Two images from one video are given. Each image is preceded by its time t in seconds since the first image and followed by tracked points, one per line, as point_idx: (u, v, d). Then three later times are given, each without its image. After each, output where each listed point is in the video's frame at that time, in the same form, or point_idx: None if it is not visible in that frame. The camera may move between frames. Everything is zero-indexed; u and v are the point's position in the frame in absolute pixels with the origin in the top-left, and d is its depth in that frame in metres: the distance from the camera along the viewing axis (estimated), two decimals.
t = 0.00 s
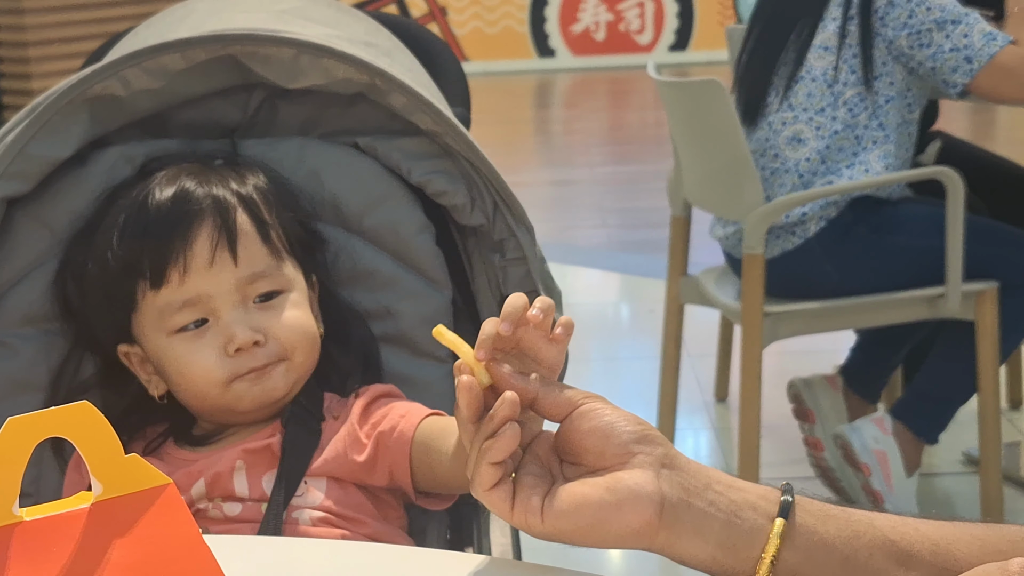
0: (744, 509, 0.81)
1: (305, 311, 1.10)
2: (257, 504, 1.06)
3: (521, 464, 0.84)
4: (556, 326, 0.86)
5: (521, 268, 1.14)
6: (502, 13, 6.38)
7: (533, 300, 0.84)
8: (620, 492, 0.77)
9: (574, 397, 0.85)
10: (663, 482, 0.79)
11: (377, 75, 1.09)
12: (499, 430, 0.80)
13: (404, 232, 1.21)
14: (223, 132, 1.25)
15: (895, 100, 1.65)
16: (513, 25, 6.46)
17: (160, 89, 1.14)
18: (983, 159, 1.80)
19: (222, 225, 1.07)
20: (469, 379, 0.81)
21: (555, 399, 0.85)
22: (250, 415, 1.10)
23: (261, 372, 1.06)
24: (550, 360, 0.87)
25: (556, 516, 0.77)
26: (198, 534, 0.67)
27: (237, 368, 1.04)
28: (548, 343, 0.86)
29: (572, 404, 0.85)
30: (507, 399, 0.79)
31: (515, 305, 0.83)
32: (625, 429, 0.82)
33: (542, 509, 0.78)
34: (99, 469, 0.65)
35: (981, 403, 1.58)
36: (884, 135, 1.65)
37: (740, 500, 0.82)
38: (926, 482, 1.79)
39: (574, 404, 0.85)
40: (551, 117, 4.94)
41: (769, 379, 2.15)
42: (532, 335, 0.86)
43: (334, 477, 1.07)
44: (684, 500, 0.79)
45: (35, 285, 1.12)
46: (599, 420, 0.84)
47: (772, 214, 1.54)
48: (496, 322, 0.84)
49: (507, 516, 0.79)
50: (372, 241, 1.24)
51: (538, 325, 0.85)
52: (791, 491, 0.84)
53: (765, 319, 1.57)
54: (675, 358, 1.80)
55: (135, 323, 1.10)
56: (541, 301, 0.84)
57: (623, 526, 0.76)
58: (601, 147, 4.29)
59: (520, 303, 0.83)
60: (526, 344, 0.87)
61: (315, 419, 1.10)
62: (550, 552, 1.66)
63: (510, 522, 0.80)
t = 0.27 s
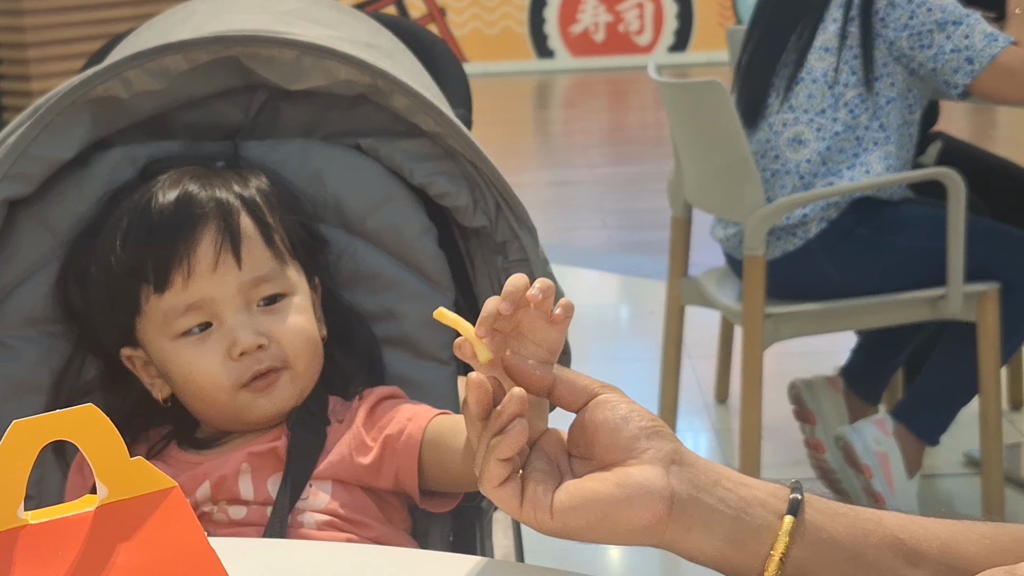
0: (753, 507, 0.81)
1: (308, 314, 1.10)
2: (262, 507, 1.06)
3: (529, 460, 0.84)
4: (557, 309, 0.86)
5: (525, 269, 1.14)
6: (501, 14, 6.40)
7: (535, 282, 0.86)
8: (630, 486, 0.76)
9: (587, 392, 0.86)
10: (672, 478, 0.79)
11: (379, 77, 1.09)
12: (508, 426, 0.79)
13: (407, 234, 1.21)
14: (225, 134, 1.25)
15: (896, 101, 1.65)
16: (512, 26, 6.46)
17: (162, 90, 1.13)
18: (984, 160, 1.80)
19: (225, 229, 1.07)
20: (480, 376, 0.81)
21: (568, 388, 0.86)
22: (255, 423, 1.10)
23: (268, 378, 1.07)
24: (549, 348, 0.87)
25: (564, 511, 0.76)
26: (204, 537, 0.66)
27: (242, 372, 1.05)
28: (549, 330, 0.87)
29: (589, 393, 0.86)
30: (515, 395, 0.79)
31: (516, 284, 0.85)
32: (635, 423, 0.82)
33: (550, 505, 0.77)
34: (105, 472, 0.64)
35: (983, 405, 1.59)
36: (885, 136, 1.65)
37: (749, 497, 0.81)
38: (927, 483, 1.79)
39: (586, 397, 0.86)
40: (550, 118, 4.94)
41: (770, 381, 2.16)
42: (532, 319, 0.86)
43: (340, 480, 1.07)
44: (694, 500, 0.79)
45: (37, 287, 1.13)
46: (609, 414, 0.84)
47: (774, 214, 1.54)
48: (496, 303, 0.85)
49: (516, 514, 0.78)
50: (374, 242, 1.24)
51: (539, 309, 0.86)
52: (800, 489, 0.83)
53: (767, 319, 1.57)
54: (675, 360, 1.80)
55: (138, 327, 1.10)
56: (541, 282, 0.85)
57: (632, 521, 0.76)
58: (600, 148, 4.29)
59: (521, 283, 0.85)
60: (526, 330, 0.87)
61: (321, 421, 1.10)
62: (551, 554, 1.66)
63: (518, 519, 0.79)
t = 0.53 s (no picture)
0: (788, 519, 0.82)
1: (311, 317, 1.09)
2: (265, 510, 1.06)
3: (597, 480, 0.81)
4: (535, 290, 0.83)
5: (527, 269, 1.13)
6: (501, 13, 6.41)
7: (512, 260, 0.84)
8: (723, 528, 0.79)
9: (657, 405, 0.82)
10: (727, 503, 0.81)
11: (381, 76, 1.08)
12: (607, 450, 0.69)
13: (409, 233, 1.20)
14: (226, 133, 1.24)
15: (898, 100, 1.65)
16: (512, 26, 6.46)
17: (162, 90, 1.13)
18: (986, 160, 1.80)
19: (227, 231, 1.07)
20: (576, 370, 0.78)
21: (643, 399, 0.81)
22: (257, 421, 1.10)
23: (268, 380, 1.06)
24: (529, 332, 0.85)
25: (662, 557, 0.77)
26: (205, 540, 0.66)
27: (243, 375, 1.04)
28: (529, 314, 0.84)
29: (668, 403, 0.82)
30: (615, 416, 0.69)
31: (493, 263, 0.83)
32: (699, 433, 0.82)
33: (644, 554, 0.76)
34: (106, 474, 0.64)
35: (986, 404, 1.59)
36: (887, 136, 1.65)
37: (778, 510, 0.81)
38: (929, 483, 1.79)
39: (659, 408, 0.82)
40: (550, 118, 4.93)
41: (771, 381, 2.15)
42: (511, 303, 0.84)
43: (343, 483, 1.07)
44: (759, 516, 0.81)
45: (37, 287, 1.12)
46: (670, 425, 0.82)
47: (776, 214, 1.53)
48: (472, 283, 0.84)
49: (603, 564, 0.76)
50: (375, 242, 1.23)
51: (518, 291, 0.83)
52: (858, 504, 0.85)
53: (769, 320, 1.57)
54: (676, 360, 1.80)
55: (140, 329, 1.10)
56: (520, 262, 0.83)
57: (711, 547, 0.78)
58: (600, 147, 4.28)
59: (498, 262, 0.83)
60: (506, 314, 0.84)
61: (320, 424, 1.10)
62: (553, 554, 1.65)
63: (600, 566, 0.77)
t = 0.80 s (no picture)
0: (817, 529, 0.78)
1: (310, 319, 1.09)
2: (266, 509, 1.06)
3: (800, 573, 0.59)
4: (484, 284, 0.85)
5: (528, 268, 1.13)
6: (501, 12, 6.42)
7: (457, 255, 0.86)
8: None
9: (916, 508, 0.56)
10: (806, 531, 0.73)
11: (382, 74, 1.08)
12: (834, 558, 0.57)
13: (409, 232, 1.20)
14: (226, 132, 1.24)
15: (898, 98, 1.64)
16: (512, 24, 6.46)
17: (162, 88, 1.13)
18: (986, 159, 1.80)
19: (227, 232, 1.06)
20: (840, 470, 0.55)
21: (903, 492, 0.56)
22: (251, 420, 1.09)
23: (266, 381, 1.05)
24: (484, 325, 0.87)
25: None
26: (203, 543, 0.65)
27: (241, 377, 1.04)
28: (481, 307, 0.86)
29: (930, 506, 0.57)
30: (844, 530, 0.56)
31: (440, 256, 0.85)
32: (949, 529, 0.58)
33: None
34: (103, 475, 0.64)
35: (986, 403, 1.58)
36: (888, 134, 1.65)
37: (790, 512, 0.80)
38: (930, 483, 1.78)
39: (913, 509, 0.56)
40: (550, 117, 4.93)
41: (771, 380, 2.15)
42: (462, 297, 0.86)
43: (344, 483, 1.07)
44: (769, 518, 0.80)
45: (36, 287, 1.13)
46: (950, 533, 0.57)
47: (777, 212, 1.53)
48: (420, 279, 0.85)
49: None
50: (375, 241, 1.23)
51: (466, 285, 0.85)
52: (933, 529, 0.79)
53: (769, 319, 1.57)
54: (676, 360, 1.79)
55: (139, 330, 1.09)
56: (464, 258, 0.84)
57: None
58: (600, 146, 4.28)
59: (445, 256, 0.85)
60: (459, 307, 0.86)
61: (321, 426, 1.09)
62: (554, 553, 1.65)
63: None
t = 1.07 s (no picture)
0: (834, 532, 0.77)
1: (319, 308, 1.08)
2: (269, 508, 1.06)
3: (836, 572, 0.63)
4: (450, 335, 0.85)
5: (530, 267, 1.13)
6: (502, 9, 6.42)
7: (428, 304, 0.86)
8: None
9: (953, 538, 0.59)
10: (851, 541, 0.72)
11: (384, 73, 1.08)
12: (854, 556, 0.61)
13: (412, 231, 1.20)
14: (227, 130, 1.24)
15: (901, 96, 1.64)
16: (514, 21, 6.46)
17: (165, 86, 1.13)
18: (988, 156, 1.80)
19: (239, 220, 1.06)
20: (873, 504, 0.59)
21: (941, 520, 0.59)
22: (262, 419, 1.08)
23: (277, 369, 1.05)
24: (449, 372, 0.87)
25: None
26: (208, 543, 0.65)
27: (254, 365, 1.04)
28: (446, 357, 0.86)
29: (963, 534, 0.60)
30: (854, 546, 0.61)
31: (412, 304, 0.85)
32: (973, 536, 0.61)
33: None
34: (107, 475, 0.64)
35: (989, 401, 1.59)
36: (890, 132, 1.64)
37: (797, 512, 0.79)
38: (932, 480, 1.79)
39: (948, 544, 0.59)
40: (552, 114, 4.93)
41: (773, 377, 2.15)
42: (429, 344, 0.86)
43: (348, 485, 1.07)
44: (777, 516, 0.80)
45: (39, 284, 1.12)
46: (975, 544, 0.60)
47: (776, 212, 1.53)
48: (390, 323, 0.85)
49: None
50: (379, 240, 1.23)
51: (433, 334, 0.85)
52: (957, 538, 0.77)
53: (771, 316, 1.57)
54: (679, 358, 1.79)
55: (146, 319, 1.08)
56: (436, 310, 0.85)
57: None
58: (601, 144, 4.28)
59: (417, 304, 0.85)
60: (424, 354, 0.86)
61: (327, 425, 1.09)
62: (557, 551, 1.65)
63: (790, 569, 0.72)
